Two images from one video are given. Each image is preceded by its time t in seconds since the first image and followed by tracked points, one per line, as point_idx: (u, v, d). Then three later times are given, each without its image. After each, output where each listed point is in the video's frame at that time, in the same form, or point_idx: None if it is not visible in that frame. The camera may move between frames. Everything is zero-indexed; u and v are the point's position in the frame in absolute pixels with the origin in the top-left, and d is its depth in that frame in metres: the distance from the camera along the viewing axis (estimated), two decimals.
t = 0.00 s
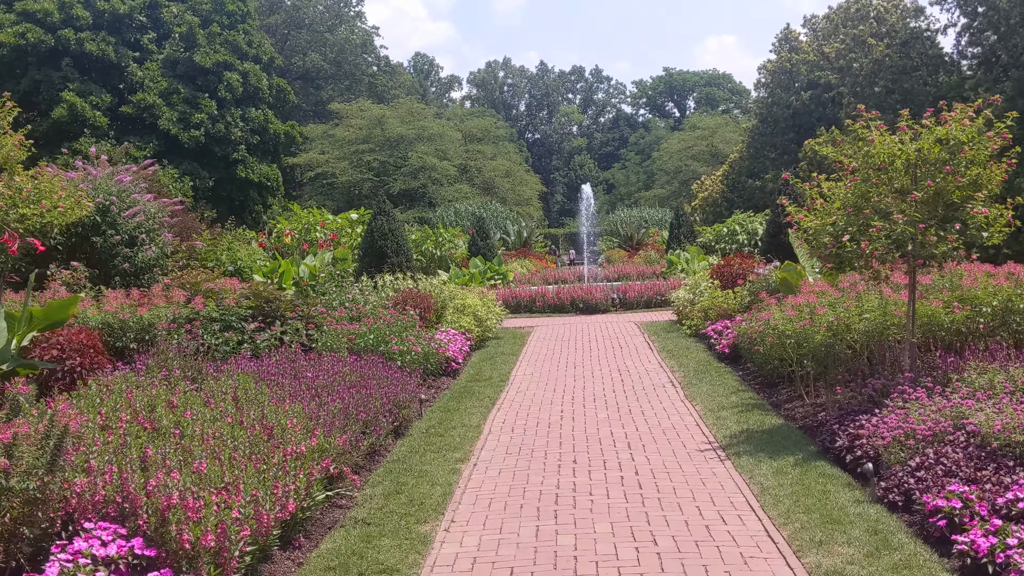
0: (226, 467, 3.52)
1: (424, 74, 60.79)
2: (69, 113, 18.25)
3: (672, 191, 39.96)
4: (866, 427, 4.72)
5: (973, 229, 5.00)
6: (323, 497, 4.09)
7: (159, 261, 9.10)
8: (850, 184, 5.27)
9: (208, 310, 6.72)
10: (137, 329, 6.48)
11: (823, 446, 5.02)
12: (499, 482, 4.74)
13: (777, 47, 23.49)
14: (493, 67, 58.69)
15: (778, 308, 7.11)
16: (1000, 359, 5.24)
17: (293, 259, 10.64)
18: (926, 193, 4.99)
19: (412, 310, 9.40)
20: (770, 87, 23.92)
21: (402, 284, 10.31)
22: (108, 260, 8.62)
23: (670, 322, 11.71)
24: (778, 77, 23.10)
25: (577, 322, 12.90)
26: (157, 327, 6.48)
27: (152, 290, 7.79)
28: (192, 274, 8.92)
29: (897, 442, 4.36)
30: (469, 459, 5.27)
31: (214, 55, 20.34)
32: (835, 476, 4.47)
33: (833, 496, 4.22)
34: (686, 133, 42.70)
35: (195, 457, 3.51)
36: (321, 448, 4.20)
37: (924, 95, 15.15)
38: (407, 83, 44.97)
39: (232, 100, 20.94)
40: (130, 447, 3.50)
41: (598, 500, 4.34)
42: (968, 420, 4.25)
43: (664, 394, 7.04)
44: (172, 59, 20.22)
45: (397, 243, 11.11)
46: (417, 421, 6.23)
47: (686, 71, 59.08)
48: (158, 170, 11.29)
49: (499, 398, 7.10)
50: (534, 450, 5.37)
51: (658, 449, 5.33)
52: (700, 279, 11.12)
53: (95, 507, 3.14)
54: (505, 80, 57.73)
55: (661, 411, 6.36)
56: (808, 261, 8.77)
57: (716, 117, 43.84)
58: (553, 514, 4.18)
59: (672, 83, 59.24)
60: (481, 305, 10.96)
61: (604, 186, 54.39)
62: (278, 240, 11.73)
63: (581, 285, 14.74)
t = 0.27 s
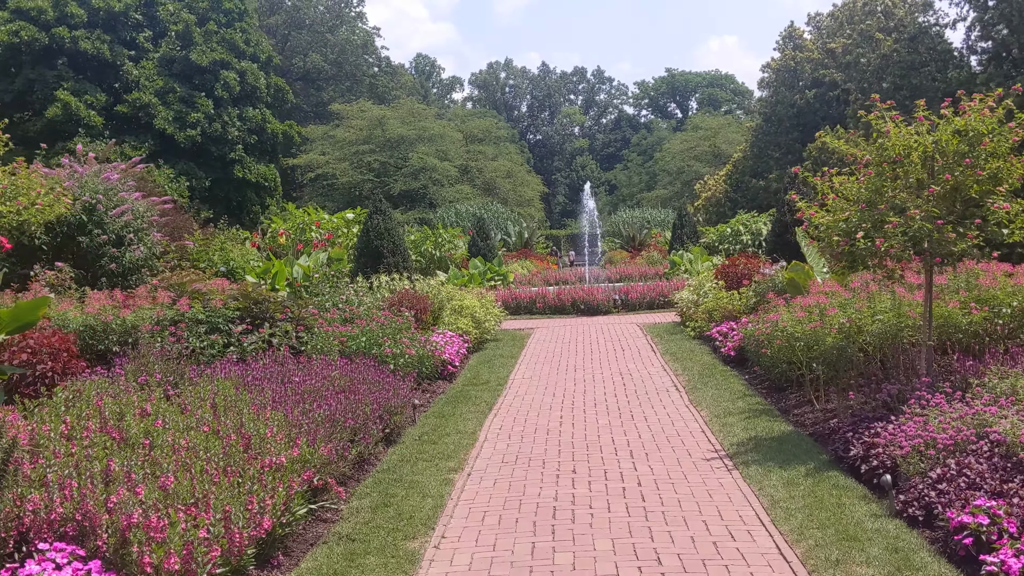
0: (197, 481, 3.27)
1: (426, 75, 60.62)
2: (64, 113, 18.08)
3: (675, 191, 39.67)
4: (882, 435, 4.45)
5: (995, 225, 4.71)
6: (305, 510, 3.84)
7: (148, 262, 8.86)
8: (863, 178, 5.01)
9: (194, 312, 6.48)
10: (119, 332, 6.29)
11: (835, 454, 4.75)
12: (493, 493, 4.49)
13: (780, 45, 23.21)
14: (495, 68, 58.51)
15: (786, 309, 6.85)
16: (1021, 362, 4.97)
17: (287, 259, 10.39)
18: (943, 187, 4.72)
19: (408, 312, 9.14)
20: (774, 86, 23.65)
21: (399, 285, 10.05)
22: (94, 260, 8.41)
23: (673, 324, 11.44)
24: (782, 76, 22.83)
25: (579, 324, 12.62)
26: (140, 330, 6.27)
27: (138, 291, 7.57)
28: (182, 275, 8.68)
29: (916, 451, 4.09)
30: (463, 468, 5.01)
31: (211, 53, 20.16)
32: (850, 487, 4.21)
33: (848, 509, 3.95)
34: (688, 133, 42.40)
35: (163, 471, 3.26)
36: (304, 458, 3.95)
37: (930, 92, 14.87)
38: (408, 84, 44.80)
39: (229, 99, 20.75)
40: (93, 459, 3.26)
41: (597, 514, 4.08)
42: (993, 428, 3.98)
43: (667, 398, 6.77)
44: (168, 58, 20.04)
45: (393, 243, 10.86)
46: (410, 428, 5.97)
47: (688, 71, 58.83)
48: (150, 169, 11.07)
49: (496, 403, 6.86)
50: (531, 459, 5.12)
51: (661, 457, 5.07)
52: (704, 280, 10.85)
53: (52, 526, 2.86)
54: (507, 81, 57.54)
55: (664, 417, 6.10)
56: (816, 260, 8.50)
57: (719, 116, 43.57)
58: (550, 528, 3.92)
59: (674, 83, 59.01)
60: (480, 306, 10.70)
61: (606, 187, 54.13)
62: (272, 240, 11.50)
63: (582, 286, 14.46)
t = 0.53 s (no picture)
0: (172, 509, 3.03)
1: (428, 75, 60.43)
2: (60, 112, 17.89)
3: (677, 192, 39.44)
4: (902, 451, 4.21)
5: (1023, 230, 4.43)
6: (291, 534, 3.62)
7: (141, 264, 8.65)
8: (881, 180, 4.76)
9: (183, 319, 6.26)
10: (106, 339, 6.09)
11: (851, 471, 4.51)
12: (492, 512, 4.27)
13: (785, 44, 22.94)
14: (497, 67, 58.29)
15: (796, 315, 6.61)
16: None
17: (282, 261, 10.17)
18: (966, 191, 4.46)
19: (407, 317, 8.91)
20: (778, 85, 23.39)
21: (397, 289, 9.81)
22: (83, 263, 8.19)
23: (677, 328, 11.21)
24: (786, 75, 22.57)
25: (581, 328, 12.37)
26: (127, 337, 6.07)
27: (127, 296, 7.37)
28: (175, 279, 8.47)
29: (940, 470, 3.86)
30: (461, 484, 4.79)
31: (209, 52, 19.94)
32: (869, 508, 3.97)
33: (868, 533, 3.72)
34: (690, 133, 42.14)
35: (135, 499, 3.02)
36: (290, 479, 3.72)
37: (938, 92, 14.61)
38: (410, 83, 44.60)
39: (227, 99, 20.55)
40: (61, 484, 3.04)
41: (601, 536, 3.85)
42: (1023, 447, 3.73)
43: (674, 408, 6.53)
44: (166, 57, 19.84)
45: (391, 246, 10.62)
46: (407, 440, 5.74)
47: (690, 71, 58.58)
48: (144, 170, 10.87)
49: (496, 413, 6.63)
50: (532, 474, 4.90)
51: (668, 473, 4.84)
52: (710, 282, 10.60)
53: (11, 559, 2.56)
54: (509, 81, 57.29)
55: (670, 428, 5.87)
56: (825, 264, 8.26)
57: (722, 116, 43.32)
58: (552, 553, 3.69)
59: (676, 83, 58.78)
60: (480, 310, 10.46)
61: (608, 187, 53.88)
62: (268, 242, 11.28)
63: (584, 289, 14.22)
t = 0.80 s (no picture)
0: (140, 526, 2.79)
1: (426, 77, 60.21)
2: (53, 112, 17.63)
3: (676, 193, 39.25)
4: (924, 461, 3.97)
5: None
6: (274, 550, 3.37)
7: (129, 265, 8.38)
8: (899, 174, 4.52)
9: (168, 320, 6.00)
10: (89, 342, 5.87)
11: (869, 480, 4.27)
12: (489, 525, 4.02)
13: (786, 44, 22.73)
14: (495, 69, 58.09)
15: (805, 316, 6.37)
16: None
17: (275, 262, 9.92)
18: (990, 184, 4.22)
19: (402, 319, 8.67)
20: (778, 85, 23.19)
21: (393, 290, 9.55)
22: (69, 264, 7.92)
23: (679, 329, 10.96)
24: (787, 74, 22.36)
25: (580, 329, 12.12)
26: (110, 340, 5.83)
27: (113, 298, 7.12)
28: (164, 280, 8.21)
29: (967, 481, 3.62)
30: (456, 494, 4.54)
31: (204, 52, 19.71)
32: (891, 521, 3.73)
33: (892, 548, 3.47)
34: (689, 135, 41.98)
35: (100, 516, 2.78)
36: (273, 491, 3.48)
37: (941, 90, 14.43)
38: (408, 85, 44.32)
39: (222, 99, 20.32)
40: (20, 500, 2.80)
41: (606, 551, 3.61)
42: None
43: (677, 412, 6.30)
44: (161, 56, 19.59)
45: (387, 245, 10.36)
46: (399, 446, 5.49)
47: (689, 73, 58.44)
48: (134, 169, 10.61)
49: (493, 417, 6.39)
50: (531, 484, 4.65)
51: (674, 482, 4.60)
52: (713, 282, 10.35)
53: None
54: (507, 82, 57.07)
55: (675, 434, 5.63)
56: (834, 263, 8.01)
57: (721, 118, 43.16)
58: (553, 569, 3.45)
59: (675, 85, 58.65)
60: (478, 311, 10.22)
61: (607, 189, 53.68)
62: (261, 243, 11.03)
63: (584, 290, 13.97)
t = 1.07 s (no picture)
0: (96, 561, 2.56)
1: (424, 76, 59.94)
2: (44, 111, 17.35)
3: (675, 193, 39.05)
4: (941, 481, 3.75)
5: None
6: None
7: (113, 268, 8.14)
8: (914, 177, 4.30)
9: (149, 327, 5.78)
10: (67, 350, 5.66)
11: (882, 499, 4.05)
12: (481, 547, 3.79)
13: (786, 43, 22.50)
14: (494, 69, 57.84)
15: (811, 323, 6.15)
16: None
17: (265, 264, 9.68)
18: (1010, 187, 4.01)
19: (395, 324, 8.43)
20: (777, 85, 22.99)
21: (386, 294, 9.31)
22: (51, 267, 7.64)
23: (679, 333, 10.74)
24: (786, 74, 22.15)
25: (578, 333, 11.89)
26: (88, 348, 5.62)
27: (95, 303, 6.91)
28: (149, 284, 7.98)
29: (989, 504, 3.39)
30: (447, 513, 4.32)
31: (198, 50, 19.47)
32: (908, 547, 3.50)
33: None
34: (687, 135, 41.79)
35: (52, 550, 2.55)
36: (248, 515, 3.25)
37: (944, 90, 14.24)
38: (405, 84, 44.05)
39: (216, 97, 20.09)
40: None
41: None
42: None
43: (678, 422, 6.08)
44: (154, 55, 19.35)
45: (381, 248, 10.12)
46: (389, 460, 5.27)
47: (687, 72, 58.26)
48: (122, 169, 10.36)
49: (488, 428, 6.16)
50: (526, 502, 4.43)
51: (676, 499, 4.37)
52: (713, 285, 10.11)
53: None
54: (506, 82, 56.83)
55: (676, 447, 5.41)
56: (838, 267, 7.80)
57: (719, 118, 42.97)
58: None
59: (673, 85, 58.49)
60: (473, 315, 9.99)
61: (605, 189, 53.46)
62: (252, 245, 10.80)
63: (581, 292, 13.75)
